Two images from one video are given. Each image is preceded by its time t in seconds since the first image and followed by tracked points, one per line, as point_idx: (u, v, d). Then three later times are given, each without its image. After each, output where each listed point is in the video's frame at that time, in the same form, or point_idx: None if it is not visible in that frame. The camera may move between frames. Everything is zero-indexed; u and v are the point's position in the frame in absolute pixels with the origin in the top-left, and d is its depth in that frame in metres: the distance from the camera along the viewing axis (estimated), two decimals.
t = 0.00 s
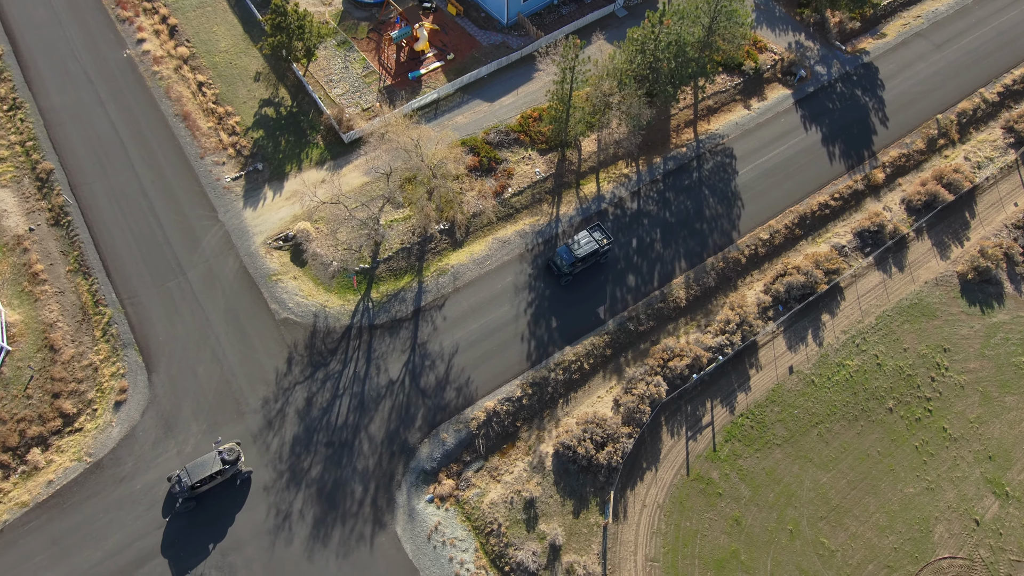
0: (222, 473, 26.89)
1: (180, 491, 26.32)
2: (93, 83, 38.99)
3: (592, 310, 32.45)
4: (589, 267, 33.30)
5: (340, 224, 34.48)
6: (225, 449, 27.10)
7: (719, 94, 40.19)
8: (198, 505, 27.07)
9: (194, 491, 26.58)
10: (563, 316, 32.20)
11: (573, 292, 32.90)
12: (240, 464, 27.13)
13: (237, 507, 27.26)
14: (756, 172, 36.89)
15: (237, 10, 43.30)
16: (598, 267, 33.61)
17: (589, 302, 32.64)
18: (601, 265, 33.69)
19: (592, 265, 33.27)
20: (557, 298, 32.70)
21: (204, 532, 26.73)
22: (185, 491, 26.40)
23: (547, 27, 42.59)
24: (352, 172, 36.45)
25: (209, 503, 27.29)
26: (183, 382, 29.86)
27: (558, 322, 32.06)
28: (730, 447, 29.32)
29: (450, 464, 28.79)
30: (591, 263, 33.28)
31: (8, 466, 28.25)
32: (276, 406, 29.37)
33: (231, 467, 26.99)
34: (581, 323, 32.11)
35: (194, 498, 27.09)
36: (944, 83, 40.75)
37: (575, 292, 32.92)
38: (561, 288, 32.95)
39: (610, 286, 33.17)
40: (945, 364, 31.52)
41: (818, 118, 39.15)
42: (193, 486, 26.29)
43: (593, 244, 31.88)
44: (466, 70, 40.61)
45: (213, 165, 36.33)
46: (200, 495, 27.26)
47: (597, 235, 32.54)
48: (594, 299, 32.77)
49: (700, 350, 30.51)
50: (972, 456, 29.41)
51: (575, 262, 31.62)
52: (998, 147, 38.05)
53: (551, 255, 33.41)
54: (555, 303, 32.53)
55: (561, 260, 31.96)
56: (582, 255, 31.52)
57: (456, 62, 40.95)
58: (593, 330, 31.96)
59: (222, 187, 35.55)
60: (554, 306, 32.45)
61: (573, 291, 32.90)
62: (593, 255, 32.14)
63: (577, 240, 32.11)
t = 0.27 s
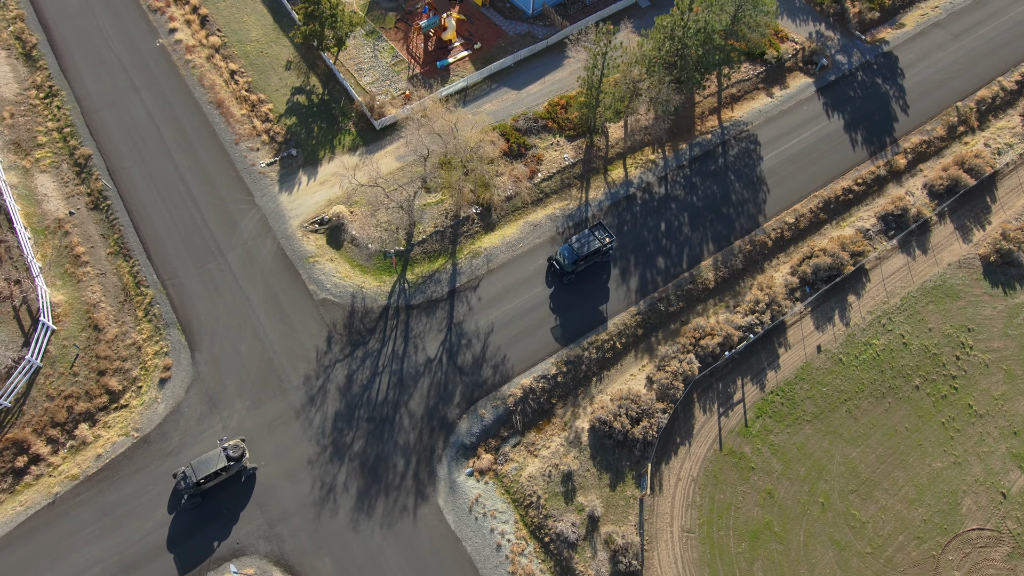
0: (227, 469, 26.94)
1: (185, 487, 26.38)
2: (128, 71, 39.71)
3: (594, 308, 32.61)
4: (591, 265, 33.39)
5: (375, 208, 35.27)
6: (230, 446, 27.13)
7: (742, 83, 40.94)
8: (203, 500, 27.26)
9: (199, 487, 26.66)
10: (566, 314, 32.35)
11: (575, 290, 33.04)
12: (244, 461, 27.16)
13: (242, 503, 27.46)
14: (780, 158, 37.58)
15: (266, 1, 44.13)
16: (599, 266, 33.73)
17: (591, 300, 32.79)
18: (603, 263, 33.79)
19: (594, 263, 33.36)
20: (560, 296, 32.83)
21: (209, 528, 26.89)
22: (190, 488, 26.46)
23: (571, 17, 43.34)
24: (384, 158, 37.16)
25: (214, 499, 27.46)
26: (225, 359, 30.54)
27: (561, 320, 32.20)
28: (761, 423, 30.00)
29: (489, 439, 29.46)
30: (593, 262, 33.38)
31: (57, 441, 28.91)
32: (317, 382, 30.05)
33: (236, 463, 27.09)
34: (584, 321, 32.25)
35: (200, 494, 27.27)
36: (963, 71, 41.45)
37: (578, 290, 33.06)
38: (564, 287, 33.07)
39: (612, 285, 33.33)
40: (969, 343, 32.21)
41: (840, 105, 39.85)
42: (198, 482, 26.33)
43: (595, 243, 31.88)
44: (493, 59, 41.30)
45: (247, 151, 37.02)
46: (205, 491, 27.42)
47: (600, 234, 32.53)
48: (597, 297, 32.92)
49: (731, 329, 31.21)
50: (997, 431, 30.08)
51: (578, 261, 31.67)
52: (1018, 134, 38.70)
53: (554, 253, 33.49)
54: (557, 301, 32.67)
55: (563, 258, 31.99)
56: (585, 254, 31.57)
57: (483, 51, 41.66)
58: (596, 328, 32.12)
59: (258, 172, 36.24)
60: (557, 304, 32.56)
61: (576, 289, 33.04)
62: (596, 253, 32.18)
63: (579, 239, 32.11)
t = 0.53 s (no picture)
0: (229, 469, 27.04)
1: (186, 487, 26.47)
2: (160, 60, 40.36)
3: (599, 305, 32.73)
4: (595, 263, 33.53)
5: (407, 193, 35.94)
6: (231, 445, 27.21)
7: (764, 72, 41.65)
8: (203, 500, 27.32)
9: (200, 486, 26.75)
10: (571, 311, 32.45)
11: (579, 287, 33.16)
12: (245, 460, 27.24)
13: (243, 504, 27.49)
14: (803, 145, 38.28)
15: None
16: (603, 263, 33.89)
17: (595, 297, 32.93)
18: (607, 261, 33.93)
19: (598, 261, 33.49)
20: (564, 293, 32.93)
21: (210, 529, 26.96)
22: (192, 487, 26.57)
23: (595, 8, 44.07)
24: (414, 145, 37.83)
25: (215, 499, 27.52)
26: (265, 338, 31.21)
27: (567, 317, 32.30)
28: (790, 401, 30.66)
29: (524, 416, 30.13)
30: (596, 260, 33.53)
31: (103, 418, 29.58)
32: (356, 361, 30.72)
33: (237, 463, 27.10)
34: (589, 318, 32.37)
35: (201, 493, 27.32)
36: (981, 61, 42.15)
37: (582, 287, 33.19)
38: (568, 284, 33.19)
39: (616, 282, 33.50)
40: (992, 324, 32.88)
41: (861, 94, 40.53)
42: (200, 481, 26.43)
43: (599, 240, 32.05)
44: (518, 48, 41.98)
45: (280, 138, 37.67)
46: (205, 491, 27.47)
47: (604, 231, 32.71)
48: (601, 294, 33.03)
49: (759, 309, 31.89)
50: (1021, 409, 30.75)
51: (582, 258, 31.80)
52: None
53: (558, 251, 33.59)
54: (562, 298, 32.76)
55: (567, 256, 32.10)
56: (589, 251, 31.71)
57: (508, 41, 42.36)
58: (601, 325, 32.22)
59: (291, 158, 36.89)
60: (561, 301, 32.67)
61: (580, 286, 33.17)
62: (599, 251, 32.33)
63: (583, 236, 32.26)
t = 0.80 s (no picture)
0: (226, 470, 27.12)
1: (184, 488, 26.55)
2: (190, 49, 41.04)
3: (603, 301, 32.91)
4: (600, 259, 33.68)
5: (437, 179, 36.63)
6: (228, 446, 27.26)
7: (784, 62, 42.40)
8: (201, 502, 27.39)
9: (197, 488, 26.83)
10: (576, 307, 32.65)
11: (584, 284, 33.32)
12: (242, 461, 27.34)
13: (240, 504, 27.60)
14: (823, 133, 38.95)
15: None
16: (607, 260, 34.04)
17: (600, 293, 33.10)
18: (612, 257, 34.09)
19: (602, 257, 33.66)
20: (569, 289, 33.11)
21: (208, 529, 27.07)
22: (189, 489, 26.65)
23: None
24: (443, 132, 38.53)
25: (213, 499, 27.62)
26: (302, 319, 31.86)
27: (571, 313, 32.51)
28: (817, 379, 31.35)
29: (557, 394, 30.78)
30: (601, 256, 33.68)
31: (145, 395, 30.19)
32: (391, 340, 31.38)
33: (234, 463, 27.27)
34: (593, 314, 32.57)
35: (198, 495, 27.38)
36: (997, 51, 42.85)
37: (587, 283, 33.36)
38: (573, 280, 33.36)
39: (620, 278, 33.64)
40: (1013, 306, 33.52)
41: (879, 83, 41.24)
42: (197, 483, 26.51)
43: (604, 237, 32.18)
44: (542, 38, 42.68)
45: (311, 125, 38.35)
46: (202, 492, 27.56)
47: (608, 228, 32.84)
48: (606, 290, 33.21)
49: (785, 290, 32.57)
50: None
51: (587, 255, 31.92)
52: None
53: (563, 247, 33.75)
54: (567, 295, 32.94)
55: (572, 253, 32.23)
56: (593, 248, 31.80)
57: (532, 31, 43.09)
58: (605, 321, 32.40)
59: (322, 144, 37.56)
60: (566, 298, 32.87)
61: (585, 283, 33.34)
62: (604, 248, 32.45)
63: (588, 233, 32.36)
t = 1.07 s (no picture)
0: (218, 473, 27.01)
1: (176, 492, 26.47)
2: (216, 40, 41.65)
3: (608, 296, 33.16)
4: (604, 255, 33.93)
5: (462, 167, 37.28)
6: (220, 449, 27.14)
7: (800, 53, 43.04)
8: (193, 505, 27.31)
9: (190, 491, 26.74)
10: (581, 303, 32.85)
11: (589, 279, 33.55)
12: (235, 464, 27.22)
13: (233, 507, 27.52)
14: (840, 122, 39.58)
15: None
16: (611, 256, 34.31)
17: (604, 289, 33.34)
18: (616, 253, 34.36)
19: (607, 253, 33.91)
20: (574, 285, 33.33)
21: (201, 532, 27.03)
22: (182, 492, 26.56)
23: None
24: (466, 121, 39.15)
25: (205, 503, 27.54)
26: (333, 302, 32.51)
27: (576, 308, 32.72)
28: (838, 360, 31.98)
29: (584, 374, 31.40)
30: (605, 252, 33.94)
31: (181, 375, 30.80)
32: (421, 323, 32.00)
33: (226, 467, 27.14)
34: (598, 310, 32.80)
35: (190, 498, 27.29)
36: (1010, 42, 43.47)
37: (592, 279, 33.57)
38: (577, 276, 33.57)
39: (624, 274, 33.92)
40: None
41: (895, 73, 41.86)
42: (190, 486, 26.42)
43: (609, 233, 32.47)
44: (561, 30, 43.28)
45: (336, 114, 38.97)
46: (195, 496, 27.47)
47: (613, 224, 33.12)
48: (611, 286, 33.44)
49: (806, 274, 33.21)
50: None
51: (592, 251, 32.19)
52: None
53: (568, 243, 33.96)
54: (572, 290, 33.17)
55: (577, 248, 32.50)
56: (598, 244, 32.07)
57: (552, 23, 43.70)
58: (610, 317, 32.63)
59: (348, 132, 38.18)
60: (571, 293, 33.07)
61: (590, 278, 33.57)
62: (609, 244, 32.71)
63: (593, 229, 32.61)
